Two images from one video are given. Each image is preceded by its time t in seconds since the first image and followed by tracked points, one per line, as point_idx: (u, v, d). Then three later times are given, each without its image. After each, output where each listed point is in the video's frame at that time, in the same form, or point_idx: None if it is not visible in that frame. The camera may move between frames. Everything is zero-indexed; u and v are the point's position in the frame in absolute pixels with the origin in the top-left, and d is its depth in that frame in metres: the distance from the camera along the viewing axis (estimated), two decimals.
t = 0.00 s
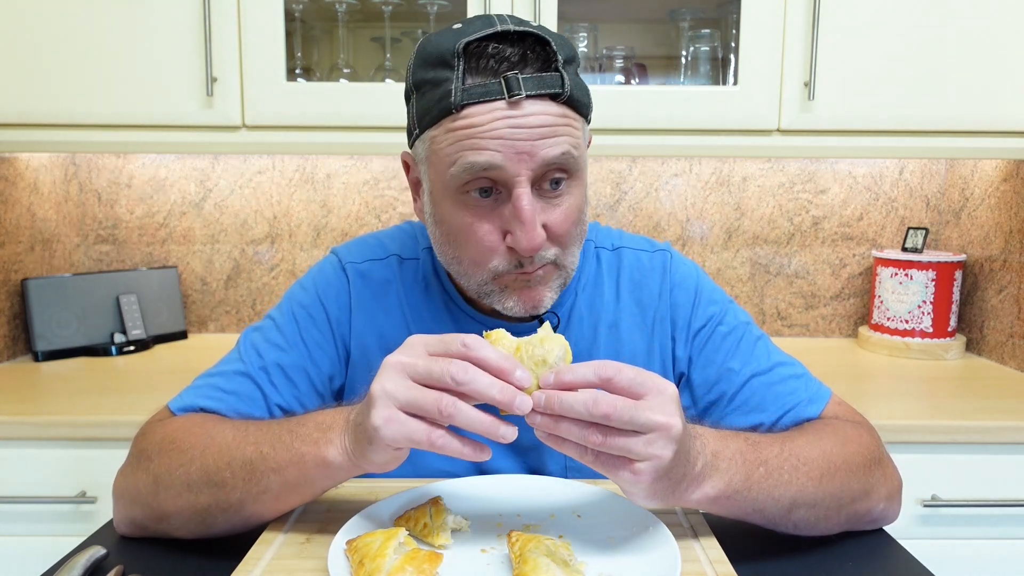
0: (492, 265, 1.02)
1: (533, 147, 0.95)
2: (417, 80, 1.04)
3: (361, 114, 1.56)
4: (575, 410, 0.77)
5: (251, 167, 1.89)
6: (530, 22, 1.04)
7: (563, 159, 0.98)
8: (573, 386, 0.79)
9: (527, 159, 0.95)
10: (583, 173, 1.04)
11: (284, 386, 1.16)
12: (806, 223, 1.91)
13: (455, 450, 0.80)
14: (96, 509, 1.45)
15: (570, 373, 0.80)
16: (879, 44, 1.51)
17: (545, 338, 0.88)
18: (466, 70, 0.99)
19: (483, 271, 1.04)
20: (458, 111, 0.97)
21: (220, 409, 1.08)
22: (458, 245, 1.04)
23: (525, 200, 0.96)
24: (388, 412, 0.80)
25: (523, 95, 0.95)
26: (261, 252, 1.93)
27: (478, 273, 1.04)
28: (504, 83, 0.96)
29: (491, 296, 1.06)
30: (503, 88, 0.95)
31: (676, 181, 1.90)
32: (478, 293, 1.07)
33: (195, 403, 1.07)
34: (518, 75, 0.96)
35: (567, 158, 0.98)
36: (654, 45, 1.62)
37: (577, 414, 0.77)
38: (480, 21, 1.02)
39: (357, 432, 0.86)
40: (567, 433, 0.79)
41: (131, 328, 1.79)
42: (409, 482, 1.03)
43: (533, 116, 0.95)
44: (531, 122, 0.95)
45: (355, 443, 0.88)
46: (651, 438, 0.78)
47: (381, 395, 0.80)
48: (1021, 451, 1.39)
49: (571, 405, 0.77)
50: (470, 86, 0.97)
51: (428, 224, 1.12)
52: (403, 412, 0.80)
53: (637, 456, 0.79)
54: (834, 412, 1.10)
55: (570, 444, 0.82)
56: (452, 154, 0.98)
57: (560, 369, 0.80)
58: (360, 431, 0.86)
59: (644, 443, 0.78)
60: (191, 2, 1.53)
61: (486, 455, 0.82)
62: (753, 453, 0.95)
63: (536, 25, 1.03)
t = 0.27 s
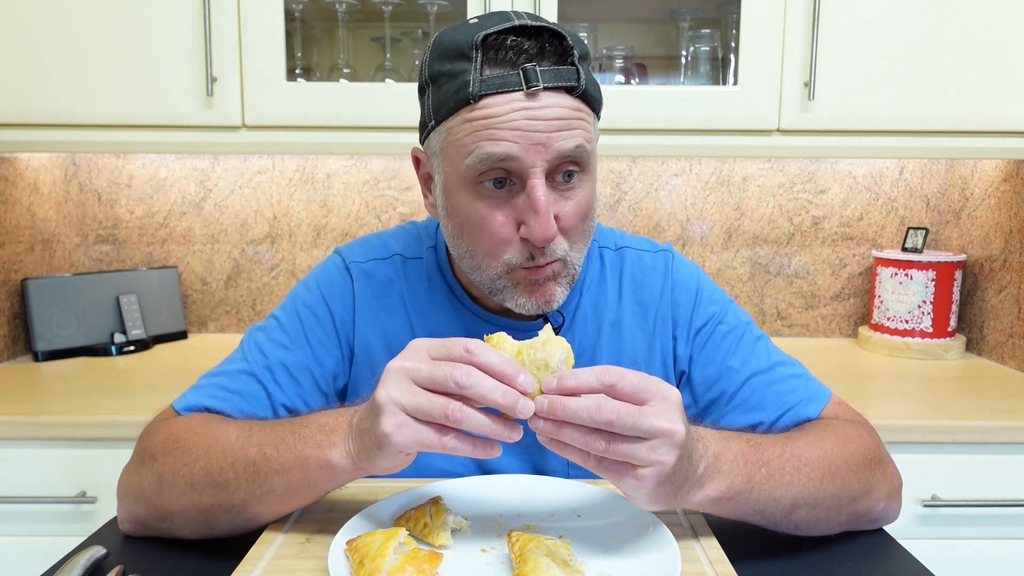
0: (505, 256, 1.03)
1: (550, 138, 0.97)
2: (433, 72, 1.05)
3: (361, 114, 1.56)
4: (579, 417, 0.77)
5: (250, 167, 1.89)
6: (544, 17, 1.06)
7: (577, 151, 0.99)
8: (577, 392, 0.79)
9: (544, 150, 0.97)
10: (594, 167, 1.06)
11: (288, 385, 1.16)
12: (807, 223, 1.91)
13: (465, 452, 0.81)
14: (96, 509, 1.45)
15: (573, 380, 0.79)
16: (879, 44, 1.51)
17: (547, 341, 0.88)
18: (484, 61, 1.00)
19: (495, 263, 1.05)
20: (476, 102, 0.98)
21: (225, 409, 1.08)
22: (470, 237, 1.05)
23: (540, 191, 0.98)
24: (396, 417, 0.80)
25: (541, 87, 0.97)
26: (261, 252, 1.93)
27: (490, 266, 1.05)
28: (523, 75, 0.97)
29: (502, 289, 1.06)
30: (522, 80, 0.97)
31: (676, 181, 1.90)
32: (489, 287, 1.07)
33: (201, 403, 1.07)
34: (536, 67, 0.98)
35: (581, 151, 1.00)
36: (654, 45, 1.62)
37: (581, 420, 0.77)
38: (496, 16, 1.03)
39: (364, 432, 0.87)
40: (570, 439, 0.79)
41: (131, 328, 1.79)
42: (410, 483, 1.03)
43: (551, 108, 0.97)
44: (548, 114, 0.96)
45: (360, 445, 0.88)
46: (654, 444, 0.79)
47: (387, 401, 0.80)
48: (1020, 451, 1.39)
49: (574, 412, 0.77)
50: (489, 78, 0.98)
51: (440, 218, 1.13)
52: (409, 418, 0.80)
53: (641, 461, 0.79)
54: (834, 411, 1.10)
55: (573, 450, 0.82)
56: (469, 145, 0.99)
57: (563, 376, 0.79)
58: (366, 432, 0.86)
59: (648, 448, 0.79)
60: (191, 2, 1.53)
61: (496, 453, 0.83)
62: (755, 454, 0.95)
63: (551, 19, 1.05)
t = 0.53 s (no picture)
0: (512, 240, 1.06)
1: (560, 126, 1.00)
2: (447, 63, 1.07)
3: (361, 114, 1.56)
4: (577, 411, 0.77)
5: (251, 167, 1.89)
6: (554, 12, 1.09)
7: (585, 140, 1.03)
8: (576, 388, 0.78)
9: (554, 136, 1.00)
10: (599, 158, 1.10)
11: (292, 382, 1.16)
12: (807, 223, 1.91)
13: (467, 447, 0.81)
14: (96, 509, 1.45)
15: (570, 377, 0.78)
16: (879, 44, 1.51)
17: (545, 335, 0.87)
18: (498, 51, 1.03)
19: (502, 248, 1.07)
20: (490, 89, 1.01)
21: (229, 406, 1.08)
22: (478, 222, 1.08)
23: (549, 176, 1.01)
24: (398, 417, 0.80)
25: (553, 76, 1.00)
26: (261, 252, 1.93)
27: (497, 250, 1.08)
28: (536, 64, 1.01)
29: (507, 275, 1.08)
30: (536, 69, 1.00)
31: (676, 181, 1.90)
32: (495, 272, 1.10)
33: (205, 401, 1.07)
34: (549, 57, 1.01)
35: (588, 141, 1.04)
36: (654, 45, 1.62)
37: (579, 416, 0.77)
38: (508, 10, 1.07)
39: (367, 427, 0.87)
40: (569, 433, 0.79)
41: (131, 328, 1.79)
42: (410, 482, 1.03)
43: (562, 96, 1.00)
44: (559, 102, 1.00)
45: (363, 442, 0.89)
46: (653, 438, 0.79)
47: (388, 400, 0.80)
48: (1020, 450, 1.39)
49: (573, 408, 0.77)
50: (503, 66, 1.01)
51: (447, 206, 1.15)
52: (410, 416, 0.80)
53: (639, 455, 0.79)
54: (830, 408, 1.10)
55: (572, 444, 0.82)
56: (481, 131, 1.03)
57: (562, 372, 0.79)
58: (369, 429, 0.86)
59: (647, 442, 0.79)
60: (191, 2, 1.53)
61: (498, 445, 0.83)
62: (753, 447, 0.97)
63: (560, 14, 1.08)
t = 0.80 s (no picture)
0: (515, 226, 1.07)
1: (561, 109, 1.03)
2: (448, 53, 1.10)
3: (361, 114, 1.56)
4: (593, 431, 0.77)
5: (251, 167, 1.89)
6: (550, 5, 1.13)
7: (584, 125, 1.06)
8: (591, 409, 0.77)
9: (556, 120, 1.03)
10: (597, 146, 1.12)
11: (294, 380, 1.16)
12: (807, 223, 1.91)
13: (473, 448, 0.82)
14: (96, 509, 1.45)
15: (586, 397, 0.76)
16: (879, 44, 1.51)
17: (542, 329, 0.83)
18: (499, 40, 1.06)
19: (506, 233, 1.08)
20: (492, 75, 1.04)
21: (232, 405, 1.08)
22: (482, 208, 1.09)
23: (552, 158, 1.03)
24: (400, 425, 0.81)
25: (553, 62, 1.03)
26: (261, 252, 1.93)
27: (501, 236, 1.08)
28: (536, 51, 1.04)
29: (512, 260, 1.09)
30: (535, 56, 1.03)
31: (676, 181, 1.90)
32: (499, 259, 1.10)
33: (208, 401, 1.07)
34: (549, 44, 1.04)
35: (588, 126, 1.06)
36: (654, 45, 1.62)
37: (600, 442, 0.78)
38: (509, 2, 1.10)
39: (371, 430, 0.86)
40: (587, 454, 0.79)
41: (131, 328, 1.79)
42: (410, 482, 1.03)
43: (562, 82, 1.03)
44: (559, 87, 1.03)
45: (368, 446, 0.88)
46: (668, 449, 0.79)
47: (389, 410, 0.81)
48: (1020, 450, 1.39)
49: (592, 436, 0.78)
50: (504, 53, 1.04)
51: (449, 196, 1.17)
52: (412, 424, 0.81)
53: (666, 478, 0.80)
54: (824, 389, 1.12)
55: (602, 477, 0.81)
56: (484, 116, 1.05)
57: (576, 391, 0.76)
58: (374, 433, 0.86)
59: (664, 455, 0.79)
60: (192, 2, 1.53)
61: (503, 442, 0.83)
62: (766, 431, 0.95)
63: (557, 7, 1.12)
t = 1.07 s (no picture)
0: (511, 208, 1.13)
1: (554, 99, 1.09)
2: (449, 48, 1.18)
3: (361, 114, 1.56)
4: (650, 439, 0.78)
5: (251, 167, 1.89)
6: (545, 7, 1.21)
7: (576, 116, 1.12)
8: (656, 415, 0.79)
9: (549, 108, 1.09)
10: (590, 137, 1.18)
11: (300, 371, 1.18)
12: (807, 223, 1.91)
13: (475, 436, 0.83)
14: (96, 509, 1.45)
15: (656, 401, 0.79)
16: (879, 44, 1.51)
17: (540, 316, 0.84)
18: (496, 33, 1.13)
19: (500, 216, 1.14)
20: (490, 64, 1.11)
21: (239, 395, 1.10)
22: (479, 193, 1.14)
23: (545, 144, 1.09)
24: (403, 418, 0.81)
25: (547, 51, 1.11)
26: (261, 252, 1.93)
27: (496, 219, 1.14)
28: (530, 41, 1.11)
29: (506, 243, 1.14)
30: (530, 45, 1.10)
31: (676, 181, 1.90)
32: (494, 243, 1.15)
33: (215, 392, 1.09)
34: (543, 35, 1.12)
35: (580, 117, 1.13)
36: (654, 45, 1.62)
37: (664, 449, 0.79)
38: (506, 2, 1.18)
39: (373, 423, 0.86)
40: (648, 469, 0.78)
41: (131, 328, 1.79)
42: (410, 482, 1.03)
43: (556, 72, 1.10)
44: (553, 78, 1.10)
45: (371, 438, 0.88)
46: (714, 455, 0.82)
47: (390, 403, 0.81)
48: (1020, 450, 1.39)
49: (661, 441, 0.79)
50: (500, 43, 1.11)
51: (449, 185, 1.22)
52: (414, 416, 0.81)
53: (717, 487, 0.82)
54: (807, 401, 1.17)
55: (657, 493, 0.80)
56: (482, 105, 1.11)
57: (646, 394, 0.78)
58: (377, 425, 0.85)
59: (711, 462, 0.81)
60: (191, 2, 1.53)
61: (504, 429, 0.84)
62: (769, 447, 1.00)
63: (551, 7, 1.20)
